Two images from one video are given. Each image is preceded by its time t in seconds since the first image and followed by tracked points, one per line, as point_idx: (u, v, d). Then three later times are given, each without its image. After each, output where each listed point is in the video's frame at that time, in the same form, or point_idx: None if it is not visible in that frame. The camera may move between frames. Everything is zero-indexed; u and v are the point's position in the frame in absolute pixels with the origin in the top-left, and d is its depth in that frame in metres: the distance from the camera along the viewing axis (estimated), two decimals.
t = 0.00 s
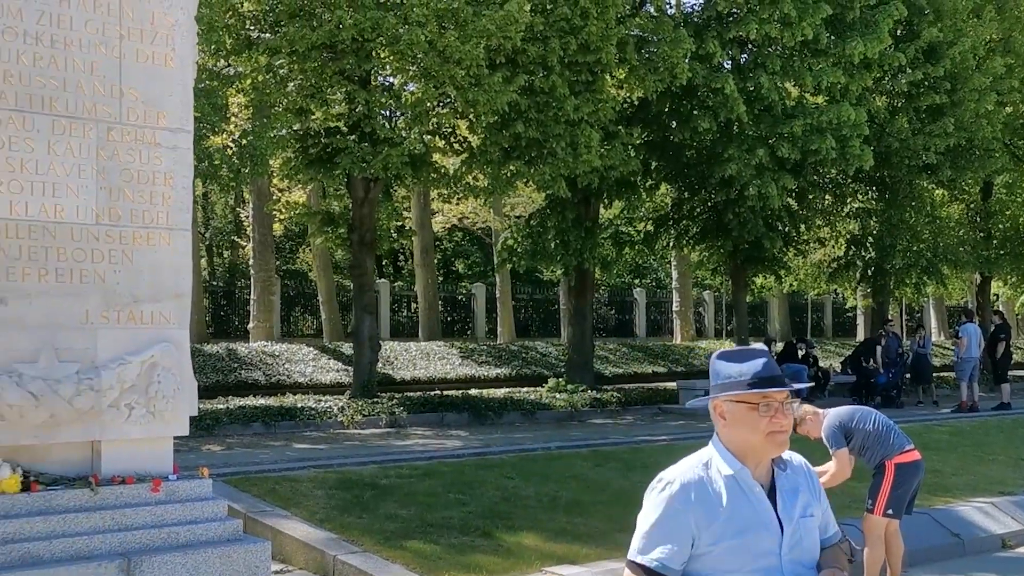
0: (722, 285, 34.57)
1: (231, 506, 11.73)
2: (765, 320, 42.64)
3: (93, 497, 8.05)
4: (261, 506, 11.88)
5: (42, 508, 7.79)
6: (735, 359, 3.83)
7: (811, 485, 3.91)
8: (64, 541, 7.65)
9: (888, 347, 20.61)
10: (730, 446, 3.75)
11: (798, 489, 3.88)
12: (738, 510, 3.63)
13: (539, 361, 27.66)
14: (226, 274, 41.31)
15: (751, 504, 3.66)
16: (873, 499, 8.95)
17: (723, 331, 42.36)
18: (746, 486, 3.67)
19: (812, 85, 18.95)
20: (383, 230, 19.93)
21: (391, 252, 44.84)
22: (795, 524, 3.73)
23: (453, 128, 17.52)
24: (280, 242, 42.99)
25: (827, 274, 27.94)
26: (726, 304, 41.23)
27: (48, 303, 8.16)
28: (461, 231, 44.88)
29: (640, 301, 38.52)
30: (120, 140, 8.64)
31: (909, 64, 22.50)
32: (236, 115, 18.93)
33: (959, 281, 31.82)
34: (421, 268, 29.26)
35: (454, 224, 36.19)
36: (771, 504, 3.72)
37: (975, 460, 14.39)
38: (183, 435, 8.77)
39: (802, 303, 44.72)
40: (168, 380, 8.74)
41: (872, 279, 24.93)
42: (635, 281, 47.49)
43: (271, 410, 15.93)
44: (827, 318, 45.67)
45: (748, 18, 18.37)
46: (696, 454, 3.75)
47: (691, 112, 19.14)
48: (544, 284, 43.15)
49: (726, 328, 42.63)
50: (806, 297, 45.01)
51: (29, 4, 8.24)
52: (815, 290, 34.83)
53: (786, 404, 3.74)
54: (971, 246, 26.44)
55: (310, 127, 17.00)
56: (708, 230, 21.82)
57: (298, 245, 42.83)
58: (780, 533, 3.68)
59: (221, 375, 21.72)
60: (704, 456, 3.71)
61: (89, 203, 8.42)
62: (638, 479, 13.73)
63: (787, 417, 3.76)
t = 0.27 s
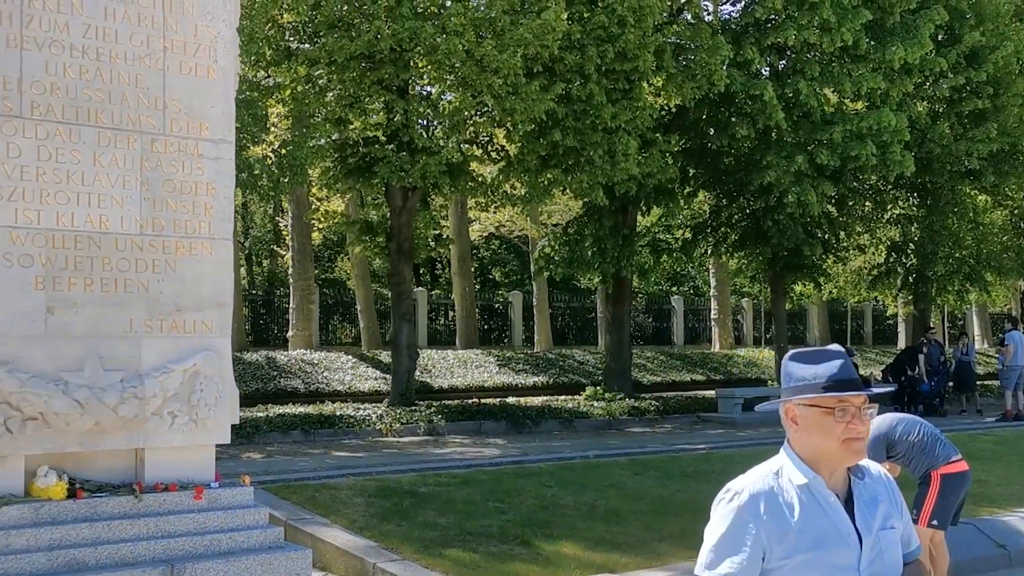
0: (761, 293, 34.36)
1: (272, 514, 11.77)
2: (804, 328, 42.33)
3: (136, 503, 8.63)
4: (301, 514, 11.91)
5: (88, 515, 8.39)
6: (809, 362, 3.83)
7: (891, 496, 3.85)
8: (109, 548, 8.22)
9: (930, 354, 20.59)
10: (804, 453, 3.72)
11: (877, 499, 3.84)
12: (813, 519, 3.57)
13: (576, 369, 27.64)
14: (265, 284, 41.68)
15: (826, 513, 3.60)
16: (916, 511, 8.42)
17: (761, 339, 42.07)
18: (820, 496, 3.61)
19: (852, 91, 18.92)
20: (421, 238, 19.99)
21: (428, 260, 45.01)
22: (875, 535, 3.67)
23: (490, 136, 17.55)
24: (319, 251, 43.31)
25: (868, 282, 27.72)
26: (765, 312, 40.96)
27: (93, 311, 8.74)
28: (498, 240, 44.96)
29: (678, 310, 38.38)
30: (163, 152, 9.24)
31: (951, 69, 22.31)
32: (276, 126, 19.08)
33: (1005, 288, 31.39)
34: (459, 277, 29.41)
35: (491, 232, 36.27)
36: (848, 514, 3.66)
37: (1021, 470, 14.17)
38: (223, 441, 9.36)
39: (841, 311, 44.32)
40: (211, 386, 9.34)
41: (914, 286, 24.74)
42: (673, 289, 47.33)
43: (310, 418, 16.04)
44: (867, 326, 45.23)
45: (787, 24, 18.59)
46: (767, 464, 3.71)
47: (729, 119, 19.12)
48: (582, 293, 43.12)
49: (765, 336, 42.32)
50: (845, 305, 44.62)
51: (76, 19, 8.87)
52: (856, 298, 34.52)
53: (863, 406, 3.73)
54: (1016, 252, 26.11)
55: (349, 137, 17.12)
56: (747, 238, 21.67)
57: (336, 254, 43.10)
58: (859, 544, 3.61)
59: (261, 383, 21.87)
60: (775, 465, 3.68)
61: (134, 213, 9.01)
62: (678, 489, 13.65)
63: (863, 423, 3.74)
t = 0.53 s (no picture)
0: (799, 299, 34.13)
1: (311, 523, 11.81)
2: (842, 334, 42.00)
3: (178, 512, 8.74)
4: (340, 523, 11.93)
5: (130, 523, 8.52)
6: (899, 368, 3.72)
7: (982, 516, 3.73)
8: (152, 555, 8.34)
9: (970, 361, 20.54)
10: (892, 465, 3.62)
11: (969, 519, 3.73)
12: (896, 539, 3.46)
13: (612, 376, 27.60)
14: (302, 292, 42.03)
15: (910, 532, 3.48)
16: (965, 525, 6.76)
17: (798, 346, 41.78)
18: (905, 514, 3.50)
19: (889, 95, 18.97)
20: (456, 246, 20.09)
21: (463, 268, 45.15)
22: (964, 559, 3.55)
23: (526, 144, 17.71)
24: (355, 260, 43.60)
25: (908, 287, 27.49)
26: (802, 318, 40.69)
27: (135, 322, 8.90)
28: (533, 247, 44.97)
29: (714, 316, 38.23)
30: (203, 162, 9.38)
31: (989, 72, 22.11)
32: (314, 136, 19.28)
33: None
34: (494, 284, 29.45)
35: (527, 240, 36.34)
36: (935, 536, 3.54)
37: None
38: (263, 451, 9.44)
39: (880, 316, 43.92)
40: (251, 396, 9.42)
41: (954, 291, 24.52)
42: (709, 295, 47.15)
43: (348, 425, 16.12)
44: (906, 331, 44.76)
45: (823, 27, 18.66)
46: (850, 477, 3.61)
47: (764, 124, 19.21)
48: (617, 299, 43.07)
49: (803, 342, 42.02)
50: (884, 311, 44.21)
51: (118, 32, 9.07)
52: (895, 303, 34.21)
53: (958, 418, 3.61)
54: None
55: (385, 146, 17.28)
56: (783, 244, 21.59)
57: (373, 262, 43.34)
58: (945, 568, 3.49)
59: (298, 391, 22.04)
60: (860, 479, 3.58)
61: (173, 224, 9.16)
62: (716, 496, 13.57)
63: (958, 436, 3.62)
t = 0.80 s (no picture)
0: (838, 302, 33.86)
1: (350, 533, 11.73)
2: (882, 337, 41.59)
3: (220, 520, 8.81)
4: (379, 531, 11.90)
5: (174, 532, 8.59)
6: None
7: None
8: (195, 563, 8.40)
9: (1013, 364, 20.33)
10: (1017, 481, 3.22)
11: None
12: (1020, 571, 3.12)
13: (649, 382, 27.51)
14: (339, 301, 42.32)
15: None
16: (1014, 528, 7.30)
17: (838, 350, 41.44)
18: None
19: (928, 96, 18.93)
20: (491, 253, 20.17)
21: (500, 275, 45.23)
22: None
23: (561, 150, 17.82)
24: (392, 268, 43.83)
25: (951, 290, 27.20)
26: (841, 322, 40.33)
27: (177, 333, 8.98)
28: (569, 254, 44.96)
29: (752, 321, 38.02)
30: (242, 174, 9.47)
31: None
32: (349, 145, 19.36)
33: None
34: (530, 291, 29.36)
35: (563, 246, 36.33)
36: None
37: None
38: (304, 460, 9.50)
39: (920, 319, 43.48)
40: (292, 405, 9.47)
41: (997, 293, 24.25)
42: (746, 300, 46.91)
43: (387, 433, 16.19)
44: (948, 334, 44.24)
45: (860, 29, 18.62)
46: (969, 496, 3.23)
47: (801, 127, 19.21)
48: (654, 305, 42.96)
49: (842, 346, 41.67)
50: (925, 313, 43.76)
51: (159, 47, 9.17)
52: (937, 306, 33.83)
53: None
54: None
55: (421, 155, 17.40)
56: (821, 248, 21.42)
57: (409, 271, 43.53)
58: None
59: (337, 400, 22.16)
60: (976, 497, 3.25)
61: (214, 235, 9.24)
62: (756, 502, 13.46)
63: None
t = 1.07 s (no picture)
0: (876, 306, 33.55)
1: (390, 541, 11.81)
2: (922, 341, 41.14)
3: (261, 530, 8.87)
4: (417, 539, 11.92)
5: (216, 541, 8.67)
6: None
7: None
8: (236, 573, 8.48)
9: None
10: None
11: None
12: None
13: (686, 389, 27.38)
14: (375, 310, 42.56)
15: None
16: None
17: (877, 354, 41.04)
18: None
19: (967, 97, 18.72)
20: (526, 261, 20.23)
21: (535, 282, 45.26)
22: None
23: (595, 157, 17.90)
24: (427, 277, 44.03)
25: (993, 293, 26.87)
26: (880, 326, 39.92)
27: (216, 344, 9.07)
28: (604, 261, 44.92)
29: (789, 326, 37.76)
30: (280, 185, 9.55)
31: None
32: (385, 155, 19.50)
33: None
34: (564, 298, 29.40)
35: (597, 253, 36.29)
36: None
37: None
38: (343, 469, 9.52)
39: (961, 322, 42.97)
40: (330, 415, 9.54)
41: None
42: (783, 305, 46.62)
43: (424, 442, 16.26)
44: (989, 336, 43.66)
45: (896, 30, 18.57)
46: None
47: (836, 130, 19.18)
48: (690, 311, 42.79)
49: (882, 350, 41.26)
50: (965, 316, 43.24)
51: (197, 61, 9.28)
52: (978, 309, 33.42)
53: None
54: None
55: (455, 164, 17.53)
56: (858, 251, 21.23)
57: (445, 279, 43.70)
58: None
59: (374, 408, 22.27)
60: None
61: (252, 246, 9.33)
62: (796, 509, 13.33)
63: None
